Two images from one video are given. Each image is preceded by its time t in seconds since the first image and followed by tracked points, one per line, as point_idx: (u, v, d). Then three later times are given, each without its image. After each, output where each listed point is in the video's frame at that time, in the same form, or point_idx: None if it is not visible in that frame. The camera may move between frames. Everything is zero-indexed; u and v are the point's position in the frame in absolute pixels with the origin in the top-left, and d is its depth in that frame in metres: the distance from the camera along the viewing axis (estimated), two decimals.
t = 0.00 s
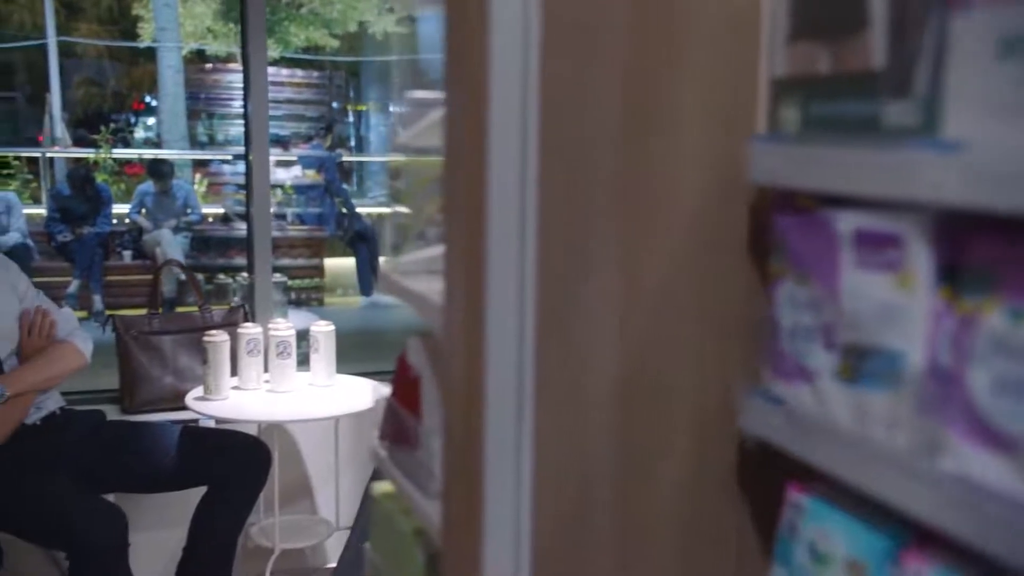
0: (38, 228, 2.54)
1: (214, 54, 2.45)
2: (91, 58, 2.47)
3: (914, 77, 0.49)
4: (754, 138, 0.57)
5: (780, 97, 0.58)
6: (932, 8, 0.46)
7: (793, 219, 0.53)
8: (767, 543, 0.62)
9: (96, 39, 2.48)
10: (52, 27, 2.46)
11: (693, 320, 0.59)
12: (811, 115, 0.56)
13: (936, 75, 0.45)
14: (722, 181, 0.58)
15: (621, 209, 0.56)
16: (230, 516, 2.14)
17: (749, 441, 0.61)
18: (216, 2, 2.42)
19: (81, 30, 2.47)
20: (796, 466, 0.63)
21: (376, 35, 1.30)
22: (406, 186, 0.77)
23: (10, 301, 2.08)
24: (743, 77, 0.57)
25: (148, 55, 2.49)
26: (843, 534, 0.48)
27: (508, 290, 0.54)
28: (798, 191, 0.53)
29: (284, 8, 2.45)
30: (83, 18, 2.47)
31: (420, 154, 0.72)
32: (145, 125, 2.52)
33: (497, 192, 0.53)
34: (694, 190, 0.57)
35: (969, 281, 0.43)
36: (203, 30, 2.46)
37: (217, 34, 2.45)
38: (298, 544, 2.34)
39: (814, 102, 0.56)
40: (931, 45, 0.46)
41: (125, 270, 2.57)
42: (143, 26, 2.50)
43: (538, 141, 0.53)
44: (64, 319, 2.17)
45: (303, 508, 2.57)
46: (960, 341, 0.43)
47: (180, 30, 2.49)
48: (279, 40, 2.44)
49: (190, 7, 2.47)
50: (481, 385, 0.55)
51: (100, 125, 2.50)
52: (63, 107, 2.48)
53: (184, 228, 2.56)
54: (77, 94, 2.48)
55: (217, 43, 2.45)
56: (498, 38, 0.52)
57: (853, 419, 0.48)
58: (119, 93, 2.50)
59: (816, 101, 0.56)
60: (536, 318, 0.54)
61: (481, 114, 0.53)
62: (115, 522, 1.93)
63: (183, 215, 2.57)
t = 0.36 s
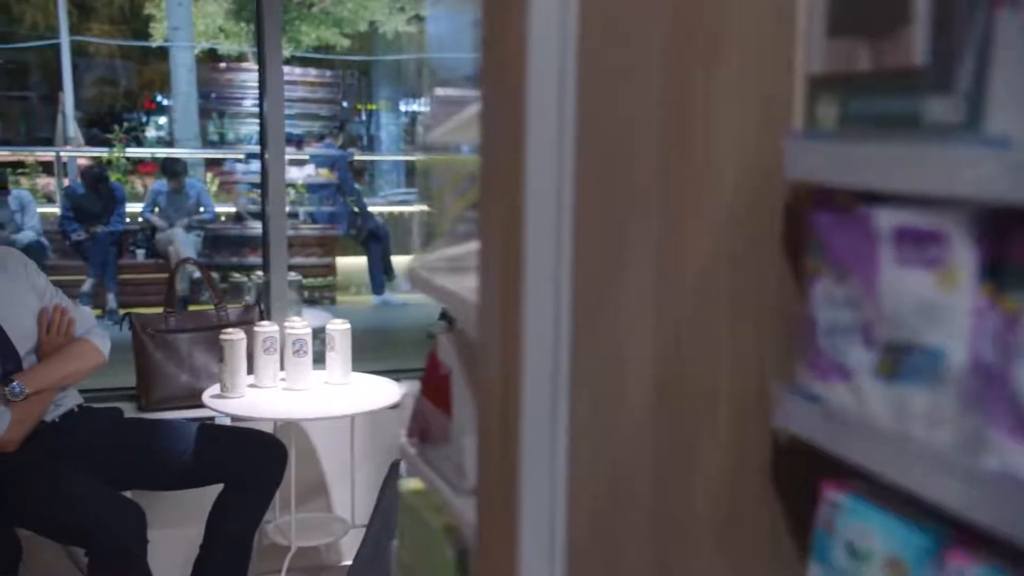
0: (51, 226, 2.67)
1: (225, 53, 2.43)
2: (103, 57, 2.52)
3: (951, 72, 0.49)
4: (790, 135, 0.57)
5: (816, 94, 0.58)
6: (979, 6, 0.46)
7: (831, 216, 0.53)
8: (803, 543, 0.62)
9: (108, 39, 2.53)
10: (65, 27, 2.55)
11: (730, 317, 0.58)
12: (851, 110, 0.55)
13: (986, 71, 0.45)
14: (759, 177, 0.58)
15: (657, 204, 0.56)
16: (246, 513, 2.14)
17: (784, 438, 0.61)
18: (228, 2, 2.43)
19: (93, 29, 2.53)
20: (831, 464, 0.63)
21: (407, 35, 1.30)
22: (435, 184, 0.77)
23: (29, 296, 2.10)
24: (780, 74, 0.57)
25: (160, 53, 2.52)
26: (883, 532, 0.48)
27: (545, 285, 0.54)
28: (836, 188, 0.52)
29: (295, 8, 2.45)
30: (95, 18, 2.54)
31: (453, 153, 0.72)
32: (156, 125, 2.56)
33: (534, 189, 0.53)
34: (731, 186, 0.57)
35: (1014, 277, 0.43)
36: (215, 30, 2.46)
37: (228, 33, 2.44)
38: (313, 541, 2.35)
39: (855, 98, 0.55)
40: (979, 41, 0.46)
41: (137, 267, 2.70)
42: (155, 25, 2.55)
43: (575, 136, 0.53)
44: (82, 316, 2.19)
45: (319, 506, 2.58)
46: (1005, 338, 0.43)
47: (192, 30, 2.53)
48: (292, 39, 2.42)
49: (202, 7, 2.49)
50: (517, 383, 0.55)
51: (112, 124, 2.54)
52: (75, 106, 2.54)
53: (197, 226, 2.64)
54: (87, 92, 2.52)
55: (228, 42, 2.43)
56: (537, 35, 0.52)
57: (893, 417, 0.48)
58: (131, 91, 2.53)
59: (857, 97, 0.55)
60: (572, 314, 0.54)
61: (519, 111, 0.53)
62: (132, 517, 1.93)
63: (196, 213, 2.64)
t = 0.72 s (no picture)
0: (60, 226, 2.69)
1: (232, 53, 2.45)
2: (109, 56, 2.60)
3: (983, 71, 0.50)
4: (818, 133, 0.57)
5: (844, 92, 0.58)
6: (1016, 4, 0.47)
7: (860, 215, 0.53)
8: (830, 545, 0.62)
9: (115, 38, 2.61)
10: (72, 27, 2.61)
11: (756, 317, 0.58)
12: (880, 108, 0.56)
13: None
14: (786, 176, 0.58)
15: (684, 203, 0.56)
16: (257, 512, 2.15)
17: (810, 438, 0.60)
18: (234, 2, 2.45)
19: (100, 29, 2.62)
20: (858, 465, 0.62)
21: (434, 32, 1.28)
22: (459, 183, 0.76)
23: (42, 296, 2.12)
24: (808, 73, 0.57)
25: (167, 53, 2.59)
26: (913, 532, 0.48)
27: (573, 283, 0.54)
28: (865, 186, 0.52)
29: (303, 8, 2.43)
30: (103, 17, 2.61)
31: (479, 152, 0.72)
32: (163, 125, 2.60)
33: (562, 187, 0.53)
34: (758, 185, 0.57)
35: None
36: (222, 30, 2.49)
37: (235, 33, 2.47)
38: (324, 540, 2.35)
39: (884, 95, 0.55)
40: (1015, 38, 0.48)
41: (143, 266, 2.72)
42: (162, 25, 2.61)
43: (603, 134, 0.53)
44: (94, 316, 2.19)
45: (329, 505, 2.58)
46: None
47: (200, 29, 2.56)
48: (300, 39, 2.40)
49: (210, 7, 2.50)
50: (545, 381, 0.55)
51: (122, 124, 2.60)
52: (83, 106, 2.61)
53: (204, 225, 2.65)
54: (96, 93, 2.59)
55: (235, 42, 2.46)
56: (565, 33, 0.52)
57: (923, 416, 0.48)
58: (138, 91, 2.59)
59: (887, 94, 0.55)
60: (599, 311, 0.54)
61: (547, 110, 0.53)
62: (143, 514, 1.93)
63: (203, 213, 2.66)
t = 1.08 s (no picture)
0: (69, 225, 2.70)
1: (238, 53, 2.45)
2: (116, 57, 2.55)
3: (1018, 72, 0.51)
4: (847, 132, 0.57)
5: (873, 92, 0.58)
6: None
7: (890, 215, 0.53)
8: (855, 545, 0.61)
9: (121, 38, 2.57)
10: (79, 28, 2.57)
11: (783, 318, 0.58)
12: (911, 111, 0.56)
13: None
14: (814, 176, 0.58)
15: (711, 202, 0.56)
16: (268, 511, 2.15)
17: (836, 437, 0.60)
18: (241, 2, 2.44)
19: (107, 29, 2.56)
20: (883, 466, 0.62)
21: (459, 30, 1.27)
22: (480, 183, 0.77)
23: (53, 295, 2.13)
24: (837, 73, 0.57)
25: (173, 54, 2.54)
26: (943, 531, 0.48)
27: (601, 283, 0.54)
28: (895, 186, 0.52)
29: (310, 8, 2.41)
30: (109, 18, 2.56)
31: (505, 151, 0.72)
32: (168, 125, 2.57)
33: (591, 187, 0.53)
34: (785, 185, 0.57)
35: None
36: (228, 30, 2.47)
37: (241, 33, 2.45)
38: (334, 539, 2.35)
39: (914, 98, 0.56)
40: None
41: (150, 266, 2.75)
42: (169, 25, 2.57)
43: (633, 134, 0.53)
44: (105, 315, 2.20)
45: (340, 505, 2.59)
46: None
47: (206, 30, 2.54)
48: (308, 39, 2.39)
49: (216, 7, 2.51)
50: (574, 381, 0.55)
51: (127, 124, 2.56)
52: (90, 106, 2.55)
53: (212, 225, 2.69)
54: (100, 93, 2.54)
55: (241, 42, 2.45)
56: (596, 33, 0.52)
57: (955, 415, 0.48)
58: (143, 91, 2.55)
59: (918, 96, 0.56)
60: (627, 311, 0.54)
61: (576, 109, 0.53)
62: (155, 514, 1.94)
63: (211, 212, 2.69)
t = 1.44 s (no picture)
0: (78, 224, 2.69)
1: (247, 52, 2.48)
2: (125, 57, 2.57)
3: None
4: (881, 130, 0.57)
5: (910, 90, 0.58)
6: None
7: (927, 215, 0.54)
8: (886, 544, 0.61)
9: (130, 38, 2.57)
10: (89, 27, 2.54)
11: (816, 316, 0.58)
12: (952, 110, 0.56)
13: None
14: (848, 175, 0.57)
15: (746, 201, 0.56)
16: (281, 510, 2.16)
17: (869, 436, 0.60)
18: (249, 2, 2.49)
19: (116, 29, 2.56)
20: (915, 465, 0.62)
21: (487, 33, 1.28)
22: (509, 182, 0.77)
23: (69, 294, 2.13)
24: (871, 70, 0.57)
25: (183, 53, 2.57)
26: (981, 530, 0.48)
27: (638, 282, 0.54)
28: (932, 184, 0.52)
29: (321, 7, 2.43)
30: (118, 18, 2.56)
31: (536, 149, 0.72)
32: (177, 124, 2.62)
33: (628, 186, 0.53)
34: (820, 183, 0.57)
35: None
36: (237, 29, 2.51)
37: (249, 33, 2.49)
38: (348, 538, 2.36)
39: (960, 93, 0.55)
40: None
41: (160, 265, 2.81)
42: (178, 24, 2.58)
43: (668, 131, 0.53)
44: (120, 315, 2.21)
45: (353, 504, 2.59)
46: None
47: (216, 30, 2.56)
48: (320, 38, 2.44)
49: (225, 7, 2.54)
50: (608, 381, 0.55)
51: (137, 124, 2.60)
52: (99, 105, 2.57)
53: (222, 225, 2.74)
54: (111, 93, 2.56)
55: (249, 42, 2.48)
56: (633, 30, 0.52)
57: (994, 414, 0.48)
58: (152, 91, 2.59)
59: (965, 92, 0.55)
60: (662, 310, 0.54)
61: (612, 108, 0.53)
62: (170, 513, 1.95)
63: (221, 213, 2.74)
